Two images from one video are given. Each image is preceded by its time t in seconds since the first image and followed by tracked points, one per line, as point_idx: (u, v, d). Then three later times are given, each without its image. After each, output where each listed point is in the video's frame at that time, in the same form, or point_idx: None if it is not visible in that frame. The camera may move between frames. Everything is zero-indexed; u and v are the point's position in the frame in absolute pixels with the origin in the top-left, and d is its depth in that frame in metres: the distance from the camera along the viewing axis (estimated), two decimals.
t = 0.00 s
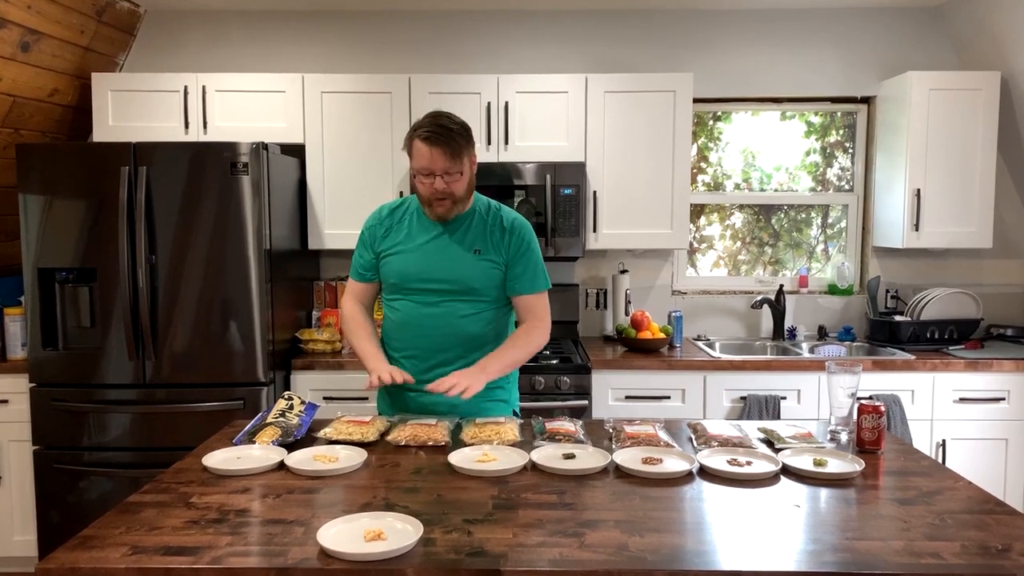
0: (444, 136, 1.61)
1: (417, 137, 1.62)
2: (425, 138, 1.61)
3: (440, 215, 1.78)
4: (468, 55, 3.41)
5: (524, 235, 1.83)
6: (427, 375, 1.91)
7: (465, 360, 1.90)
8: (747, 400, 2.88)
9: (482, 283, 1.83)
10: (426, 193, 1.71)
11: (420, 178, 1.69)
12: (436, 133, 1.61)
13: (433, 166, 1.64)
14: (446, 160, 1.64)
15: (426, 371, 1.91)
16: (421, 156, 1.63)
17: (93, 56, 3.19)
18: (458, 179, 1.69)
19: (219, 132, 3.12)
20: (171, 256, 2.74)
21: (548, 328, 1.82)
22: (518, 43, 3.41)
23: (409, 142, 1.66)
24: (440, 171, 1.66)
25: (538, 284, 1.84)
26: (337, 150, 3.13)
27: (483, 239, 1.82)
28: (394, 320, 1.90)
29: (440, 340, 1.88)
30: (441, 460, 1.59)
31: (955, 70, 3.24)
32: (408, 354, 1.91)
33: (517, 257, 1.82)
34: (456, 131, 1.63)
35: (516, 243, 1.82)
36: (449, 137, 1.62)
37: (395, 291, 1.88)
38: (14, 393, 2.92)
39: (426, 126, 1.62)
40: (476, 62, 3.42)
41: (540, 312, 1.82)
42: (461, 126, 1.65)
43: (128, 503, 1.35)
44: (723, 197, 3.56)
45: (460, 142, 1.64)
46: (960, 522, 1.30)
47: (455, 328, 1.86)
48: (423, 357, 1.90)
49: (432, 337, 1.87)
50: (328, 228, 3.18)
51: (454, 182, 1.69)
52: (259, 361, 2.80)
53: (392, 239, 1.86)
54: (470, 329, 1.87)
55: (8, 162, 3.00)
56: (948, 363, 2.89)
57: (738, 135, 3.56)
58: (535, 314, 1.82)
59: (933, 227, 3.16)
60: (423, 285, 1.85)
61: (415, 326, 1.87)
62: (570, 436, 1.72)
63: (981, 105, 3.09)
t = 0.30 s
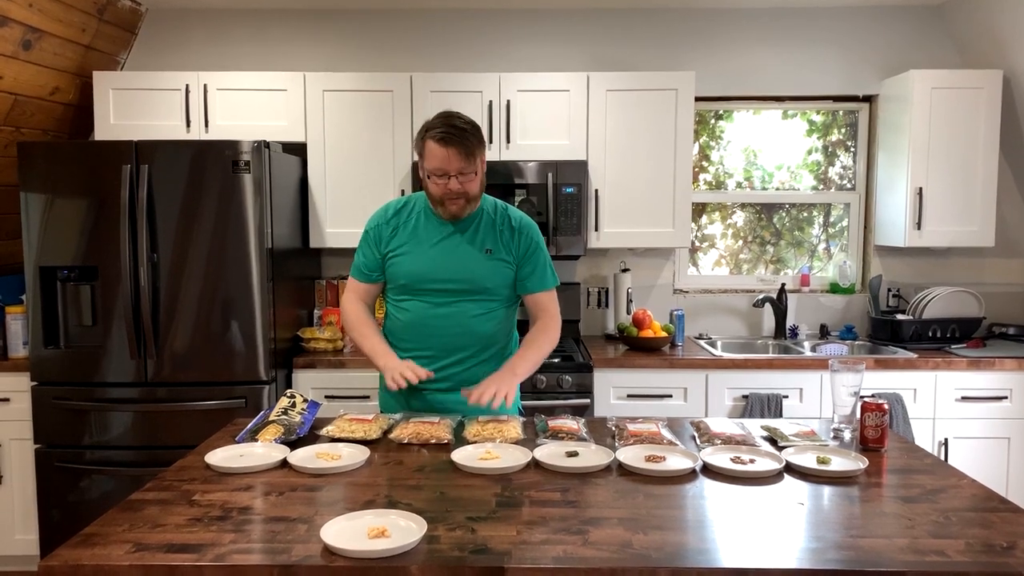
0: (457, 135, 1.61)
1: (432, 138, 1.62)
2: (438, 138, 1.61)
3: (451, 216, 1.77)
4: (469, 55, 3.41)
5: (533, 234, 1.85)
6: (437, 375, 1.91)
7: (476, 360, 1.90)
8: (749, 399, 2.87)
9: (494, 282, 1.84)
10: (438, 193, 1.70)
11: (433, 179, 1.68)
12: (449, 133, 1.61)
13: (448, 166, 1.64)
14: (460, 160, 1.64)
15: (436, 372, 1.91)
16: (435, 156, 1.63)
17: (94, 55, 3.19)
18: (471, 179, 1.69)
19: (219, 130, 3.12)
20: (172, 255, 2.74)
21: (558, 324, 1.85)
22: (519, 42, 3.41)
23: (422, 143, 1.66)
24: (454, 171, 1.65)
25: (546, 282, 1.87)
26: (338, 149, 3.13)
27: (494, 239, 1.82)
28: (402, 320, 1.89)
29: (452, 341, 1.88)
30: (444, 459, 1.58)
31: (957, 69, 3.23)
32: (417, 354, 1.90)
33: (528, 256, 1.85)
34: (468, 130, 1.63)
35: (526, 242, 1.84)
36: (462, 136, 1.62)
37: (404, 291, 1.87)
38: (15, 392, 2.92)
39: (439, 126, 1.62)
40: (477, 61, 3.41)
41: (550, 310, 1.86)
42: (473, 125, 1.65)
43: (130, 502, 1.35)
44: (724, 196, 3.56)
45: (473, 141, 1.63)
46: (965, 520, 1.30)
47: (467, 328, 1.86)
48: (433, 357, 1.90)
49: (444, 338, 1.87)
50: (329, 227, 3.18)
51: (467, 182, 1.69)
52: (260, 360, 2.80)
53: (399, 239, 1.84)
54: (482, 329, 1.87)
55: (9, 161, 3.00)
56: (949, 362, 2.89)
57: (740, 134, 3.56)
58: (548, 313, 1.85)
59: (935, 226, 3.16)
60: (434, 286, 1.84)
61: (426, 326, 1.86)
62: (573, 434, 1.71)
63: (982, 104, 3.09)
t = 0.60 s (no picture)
0: (446, 133, 1.62)
1: (423, 133, 1.63)
2: (427, 134, 1.62)
3: (437, 210, 1.76)
4: (468, 54, 3.41)
5: (536, 231, 1.87)
6: (438, 375, 1.86)
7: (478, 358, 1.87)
8: (748, 400, 2.87)
9: (498, 278, 1.84)
10: (424, 188, 1.70)
11: (421, 174, 1.68)
12: (439, 131, 1.62)
13: (433, 161, 1.64)
14: (445, 158, 1.64)
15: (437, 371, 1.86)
16: (424, 151, 1.64)
17: (93, 54, 3.19)
18: (459, 178, 1.69)
19: (218, 130, 3.12)
20: (171, 256, 2.73)
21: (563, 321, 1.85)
22: (518, 42, 3.40)
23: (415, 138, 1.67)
24: (438, 168, 1.66)
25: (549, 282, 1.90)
26: (338, 149, 3.13)
27: (498, 235, 1.83)
28: (403, 316, 1.86)
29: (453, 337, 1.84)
30: (442, 459, 1.58)
31: (957, 69, 3.23)
32: (418, 352, 1.87)
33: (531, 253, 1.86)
34: (458, 130, 1.64)
35: (529, 238, 1.86)
36: (451, 135, 1.63)
37: (405, 287, 1.85)
38: (14, 393, 2.91)
39: (432, 123, 1.64)
40: (476, 60, 3.41)
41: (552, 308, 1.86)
42: (467, 126, 1.65)
43: (127, 502, 1.34)
44: (724, 196, 3.55)
45: (461, 141, 1.64)
46: (964, 521, 1.29)
47: (469, 325, 1.84)
48: (434, 355, 1.86)
49: (446, 334, 1.84)
50: (328, 228, 3.17)
51: (452, 180, 1.68)
52: (260, 360, 2.80)
53: (401, 233, 1.84)
54: (485, 326, 1.85)
55: (8, 160, 3.00)
56: (949, 362, 2.88)
57: (740, 134, 3.55)
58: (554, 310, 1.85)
59: (935, 225, 3.15)
60: (436, 280, 1.82)
61: (428, 322, 1.84)
62: (571, 435, 1.71)
63: (983, 104, 3.09)
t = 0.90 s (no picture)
0: (450, 129, 1.61)
1: (427, 130, 1.63)
2: (432, 131, 1.61)
3: (441, 209, 1.74)
4: (469, 51, 3.39)
5: (539, 229, 1.86)
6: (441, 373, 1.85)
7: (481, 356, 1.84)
8: (750, 398, 2.86)
9: (501, 274, 1.82)
10: (428, 186, 1.69)
11: (425, 171, 1.67)
12: (445, 128, 1.62)
13: (438, 158, 1.63)
14: (450, 154, 1.63)
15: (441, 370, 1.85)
16: (428, 147, 1.63)
17: (93, 51, 3.17)
18: (463, 174, 1.67)
19: (219, 128, 3.11)
20: (171, 253, 2.72)
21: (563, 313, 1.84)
22: (519, 39, 3.39)
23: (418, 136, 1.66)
24: (444, 165, 1.64)
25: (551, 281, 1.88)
26: (338, 147, 3.12)
27: (500, 232, 1.82)
28: (405, 314, 1.86)
29: (456, 334, 1.83)
30: (443, 457, 1.57)
31: (960, 66, 3.22)
32: (420, 350, 1.85)
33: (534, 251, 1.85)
34: (462, 126, 1.63)
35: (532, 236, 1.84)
36: (455, 131, 1.62)
37: (407, 283, 1.85)
38: (14, 391, 2.91)
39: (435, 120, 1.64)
40: (477, 57, 3.40)
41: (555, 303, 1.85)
42: (471, 124, 1.65)
43: (127, 501, 1.33)
44: (726, 194, 3.54)
45: (465, 137, 1.63)
46: (970, 520, 1.28)
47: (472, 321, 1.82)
48: (436, 353, 1.84)
49: (449, 332, 1.83)
50: (329, 225, 3.16)
51: (457, 177, 1.67)
52: (260, 358, 2.79)
53: (403, 231, 1.84)
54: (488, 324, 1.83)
55: (7, 158, 2.98)
56: (952, 361, 2.87)
57: (742, 132, 3.54)
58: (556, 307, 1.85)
59: (938, 223, 3.14)
60: (438, 276, 1.82)
61: (430, 319, 1.83)
62: (573, 433, 1.70)
63: (986, 101, 3.07)
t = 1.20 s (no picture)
0: (485, 134, 1.61)
1: (460, 137, 1.62)
2: (467, 137, 1.60)
3: (480, 213, 1.75)
4: (471, 52, 3.40)
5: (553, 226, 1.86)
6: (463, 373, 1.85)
7: (501, 355, 1.85)
8: (752, 399, 2.86)
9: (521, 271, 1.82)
10: (467, 193, 1.68)
11: (461, 179, 1.67)
12: (479, 132, 1.61)
13: (478, 163, 1.63)
14: (489, 157, 1.63)
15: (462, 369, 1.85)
16: (465, 155, 1.62)
17: (95, 52, 3.18)
18: (501, 176, 1.68)
19: (220, 128, 3.11)
20: (173, 254, 2.72)
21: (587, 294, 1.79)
22: (521, 40, 3.39)
23: (449, 143, 1.65)
24: (484, 169, 1.65)
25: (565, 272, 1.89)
26: (340, 147, 3.12)
27: (517, 229, 1.82)
28: (424, 315, 1.84)
29: (477, 333, 1.82)
30: (446, 458, 1.57)
31: (962, 67, 3.21)
32: (441, 351, 1.85)
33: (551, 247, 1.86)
34: (492, 128, 1.63)
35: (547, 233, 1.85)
36: (490, 135, 1.62)
37: (426, 284, 1.83)
38: (16, 391, 2.91)
39: (466, 125, 1.62)
40: (479, 58, 3.40)
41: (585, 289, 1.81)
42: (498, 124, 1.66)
43: (131, 501, 1.33)
44: (728, 194, 3.54)
45: (500, 139, 1.64)
46: (973, 521, 1.28)
47: (493, 319, 1.82)
48: (457, 353, 1.84)
49: (470, 331, 1.82)
50: (331, 226, 3.16)
51: (497, 179, 1.68)
52: (261, 359, 2.78)
53: (421, 231, 1.82)
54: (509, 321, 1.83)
55: (8, 158, 2.98)
56: (954, 361, 2.87)
57: (743, 133, 3.54)
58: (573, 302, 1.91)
59: (940, 224, 3.14)
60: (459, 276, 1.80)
61: (452, 319, 1.82)
62: (576, 434, 1.70)
63: (987, 102, 3.07)
